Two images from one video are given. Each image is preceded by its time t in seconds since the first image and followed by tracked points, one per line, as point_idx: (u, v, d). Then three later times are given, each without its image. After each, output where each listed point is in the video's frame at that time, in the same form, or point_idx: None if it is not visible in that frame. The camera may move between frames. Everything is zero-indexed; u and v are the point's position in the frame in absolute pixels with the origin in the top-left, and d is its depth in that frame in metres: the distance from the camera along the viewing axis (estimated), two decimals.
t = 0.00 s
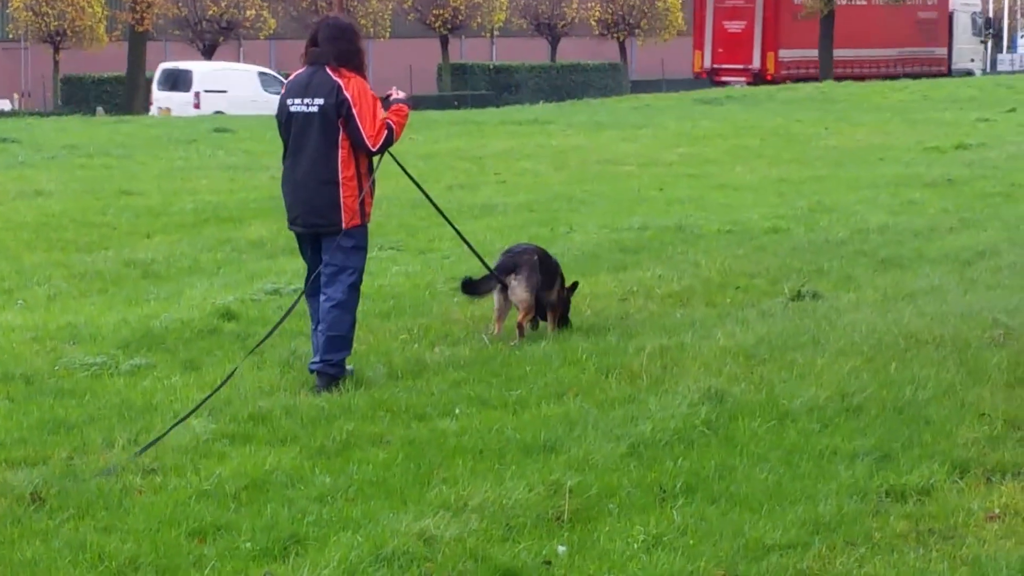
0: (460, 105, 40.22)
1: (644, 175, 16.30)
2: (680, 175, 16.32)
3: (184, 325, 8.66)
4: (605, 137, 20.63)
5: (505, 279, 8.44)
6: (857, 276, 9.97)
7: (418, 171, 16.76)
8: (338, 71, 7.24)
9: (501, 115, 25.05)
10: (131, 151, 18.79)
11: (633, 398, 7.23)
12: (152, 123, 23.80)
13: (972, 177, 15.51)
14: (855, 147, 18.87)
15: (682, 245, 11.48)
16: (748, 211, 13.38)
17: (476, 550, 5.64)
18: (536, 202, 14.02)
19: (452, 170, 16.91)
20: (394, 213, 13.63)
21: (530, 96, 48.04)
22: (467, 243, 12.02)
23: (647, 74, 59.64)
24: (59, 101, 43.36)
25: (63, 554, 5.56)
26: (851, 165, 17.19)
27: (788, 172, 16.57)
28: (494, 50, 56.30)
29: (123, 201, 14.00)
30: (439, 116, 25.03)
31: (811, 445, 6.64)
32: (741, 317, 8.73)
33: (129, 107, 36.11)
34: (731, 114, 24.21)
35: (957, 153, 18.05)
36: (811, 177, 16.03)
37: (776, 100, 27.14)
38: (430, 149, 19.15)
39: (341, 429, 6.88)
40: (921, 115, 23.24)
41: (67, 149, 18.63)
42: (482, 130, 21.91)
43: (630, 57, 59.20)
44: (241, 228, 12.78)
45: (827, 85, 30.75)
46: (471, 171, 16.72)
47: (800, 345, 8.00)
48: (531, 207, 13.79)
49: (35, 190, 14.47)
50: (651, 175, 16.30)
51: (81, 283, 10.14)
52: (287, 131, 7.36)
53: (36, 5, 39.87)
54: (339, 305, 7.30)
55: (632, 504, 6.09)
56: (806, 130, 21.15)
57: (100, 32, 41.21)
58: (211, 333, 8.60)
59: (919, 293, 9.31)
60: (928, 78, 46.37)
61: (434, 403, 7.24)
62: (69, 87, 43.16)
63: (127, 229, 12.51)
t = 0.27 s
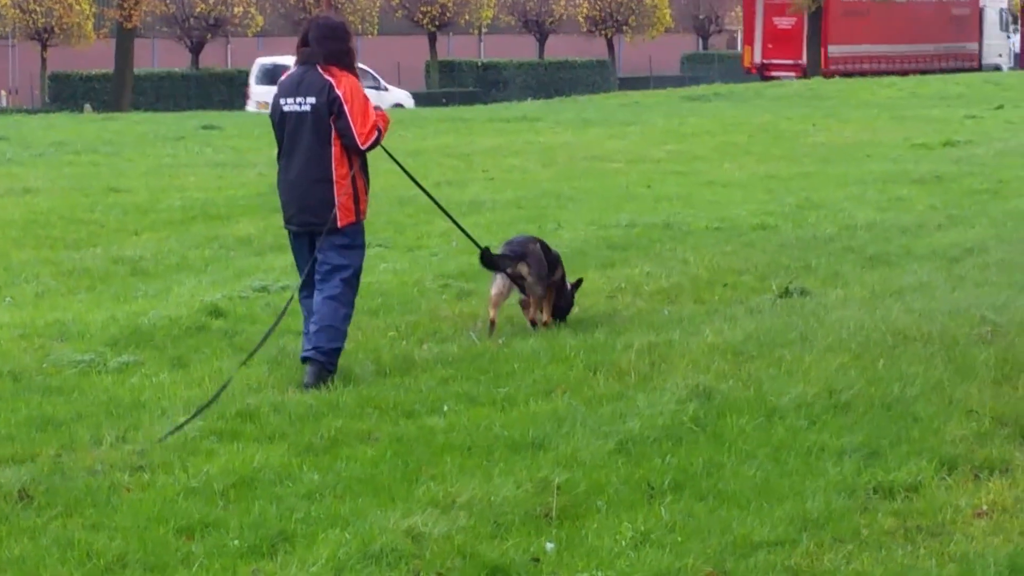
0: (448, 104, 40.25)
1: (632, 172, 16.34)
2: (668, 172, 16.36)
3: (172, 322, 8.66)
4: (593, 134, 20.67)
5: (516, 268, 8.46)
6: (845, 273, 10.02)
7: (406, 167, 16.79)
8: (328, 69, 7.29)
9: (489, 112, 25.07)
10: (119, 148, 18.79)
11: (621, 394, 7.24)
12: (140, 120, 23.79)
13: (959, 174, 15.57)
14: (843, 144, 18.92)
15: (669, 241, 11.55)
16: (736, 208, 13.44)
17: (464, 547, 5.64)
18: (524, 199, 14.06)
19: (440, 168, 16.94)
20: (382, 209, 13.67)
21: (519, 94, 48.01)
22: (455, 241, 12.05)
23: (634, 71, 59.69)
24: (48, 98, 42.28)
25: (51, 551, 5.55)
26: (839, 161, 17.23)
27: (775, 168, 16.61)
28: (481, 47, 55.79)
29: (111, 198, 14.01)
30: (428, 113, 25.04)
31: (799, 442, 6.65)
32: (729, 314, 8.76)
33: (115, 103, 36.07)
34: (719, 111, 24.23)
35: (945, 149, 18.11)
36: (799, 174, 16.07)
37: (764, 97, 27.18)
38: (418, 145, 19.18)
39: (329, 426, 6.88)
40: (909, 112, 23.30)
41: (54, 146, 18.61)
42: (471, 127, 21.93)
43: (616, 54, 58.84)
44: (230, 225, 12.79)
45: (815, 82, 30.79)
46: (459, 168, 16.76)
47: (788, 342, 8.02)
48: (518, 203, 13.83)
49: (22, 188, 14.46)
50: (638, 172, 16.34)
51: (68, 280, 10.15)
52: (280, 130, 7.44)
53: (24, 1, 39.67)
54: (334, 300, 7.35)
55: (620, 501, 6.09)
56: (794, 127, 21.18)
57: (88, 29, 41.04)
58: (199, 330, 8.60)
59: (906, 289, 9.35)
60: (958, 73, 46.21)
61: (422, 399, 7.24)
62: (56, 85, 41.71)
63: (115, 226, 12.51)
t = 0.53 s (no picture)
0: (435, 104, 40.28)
1: (620, 173, 16.37)
2: (656, 173, 16.39)
3: (160, 323, 8.69)
4: (581, 134, 20.68)
5: (506, 266, 8.64)
6: (834, 273, 10.09)
7: (395, 168, 16.81)
8: (324, 68, 7.35)
9: (478, 112, 25.07)
10: (107, 149, 18.80)
11: (609, 395, 7.25)
12: (128, 121, 23.78)
13: (948, 175, 15.60)
14: (831, 144, 18.93)
15: (658, 242, 11.62)
16: (725, 208, 13.48)
17: (452, 548, 5.63)
18: (512, 200, 14.09)
19: (428, 169, 16.98)
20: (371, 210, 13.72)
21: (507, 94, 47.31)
22: (443, 243, 12.10)
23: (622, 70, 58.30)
24: (36, 98, 41.86)
25: (39, 552, 5.55)
26: (828, 162, 17.25)
27: (764, 169, 16.63)
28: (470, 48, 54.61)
29: (99, 199, 14.03)
30: (416, 113, 25.03)
31: (787, 442, 6.66)
32: (717, 315, 8.79)
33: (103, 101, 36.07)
34: (707, 112, 24.22)
35: (934, 149, 18.12)
36: (787, 174, 16.10)
37: (753, 97, 27.15)
38: (406, 146, 19.20)
39: (317, 427, 6.88)
40: (898, 112, 23.29)
41: (42, 147, 18.61)
42: (459, 127, 21.97)
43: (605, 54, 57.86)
44: (218, 226, 12.83)
45: (804, 83, 30.74)
46: (447, 169, 16.78)
47: (776, 342, 8.04)
48: (507, 204, 13.86)
49: (10, 189, 14.47)
50: (627, 173, 16.37)
51: (56, 281, 10.17)
52: (276, 128, 7.48)
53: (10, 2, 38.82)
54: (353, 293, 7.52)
55: (608, 502, 6.10)
56: (783, 127, 21.17)
57: (76, 30, 40.19)
58: (187, 331, 8.63)
59: (892, 292, 9.39)
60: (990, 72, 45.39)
61: (410, 400, 7.25)
62: (44, 86, 41.21)
63: (102, 227, 12.54)
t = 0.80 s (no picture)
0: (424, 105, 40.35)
1: (608, 174, 16.41)
2: (643, 174, 16.43)
3: (148, 324, 8.71)
4: (569, 136, 20.72)
5: (505, 266, 8.86)
6: (822, 275, 10.22)
7: (384, 170, 16.86)
8: (332, 71, 7.39)
9: (466, 114, 25.11)
10: (96, 150, 18.86)
11: (598, 397, 7.25)
12: (115, 123, 23.82)
13: (936, 176, 15.69)
14: (818, 146, 18.99)
15: (647, 243, 11.74)
16: (712, 210, 13.58)
17: (440, 550, 5.62)
18: (500, 202, 14.16)
19: (416, 171, 17.04)
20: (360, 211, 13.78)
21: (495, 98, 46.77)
22: (431, 244, 12.15)
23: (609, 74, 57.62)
24: (24, 101, 41.80)
25: (26, 555, 5.54)
26: (816, 163, 17.31)
27: (753, 170, 16.68)
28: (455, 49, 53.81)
29: (86, 201, 14.06)
30: (404, 114, 25.07)
31: (775, 444, 6.66)
32: (705, 317, 8.85)
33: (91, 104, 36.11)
34: (694, 113, 24.26)
35: (921, 151, 18.18)
36: (774, 176, 16.16)
37: (740, 99, 27.17)
38: (395, 147, 19.25)
39: (305, 428, 6.88)
40: (886, 113, 23.35)
41: (30, 149, 18.64)
42: (448, 129, 22.00)
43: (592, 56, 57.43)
44: (205, 228, 12.87)
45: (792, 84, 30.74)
46: (435, 170, 16.82)
47: (765, 343, 8.08)
48: (495, 206, 13.93)
49: None
50: (614, 174, 16.41)
51: (44, 283, 10.21)
52: (280, 129, 7.46)
53: None
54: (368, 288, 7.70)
55: (597, 503, 6.09)
56: (771, 129, 21.19)
57: (64, 32, 39.99)
58: (175, 332, 8.66)
59: (879, 294, 9.44)
60: None
61: (399, 402, 7.25)
62: (31, 88, 41.09)
63: (90, 229, 12.57)
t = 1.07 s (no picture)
0: (416, 106, 40.37)
1: (596, 176, 16.51)
2: (632, 177, 16.53)
3: (138, 326, 8.75)
4: (557, 138, 20.82)
5: (505, 270, 8.83)
6: (810, 277, 10.42)
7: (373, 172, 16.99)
8: (350, 73, 7.45)
9: (456, 115, 25.20)
10: (86, 151, 18.93)
11: (587, 398, 7.27)
12: (105, 124, 23.90)
13: (924, 179, 15.81)
14: (807, 148, 19.09)
15: (636, 245, 11.91)
16: (702, 212, 13.73)
17: (429, 552, 5.60)
18: (490, 204, 14.26)
19: (406, 174, 17.13)
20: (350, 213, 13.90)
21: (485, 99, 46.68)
22: (421, 246, 12.22)
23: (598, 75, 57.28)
24: (13, 101, 41.75)
25: (15, 557, 5.52)
26: (805, 165, 17.41)
27: (741, 172, 16.79)
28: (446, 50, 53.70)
29: (76, 203, 14.12)
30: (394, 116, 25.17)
31: (764, 445, 6.66)
32: (694, 319, 8.95)
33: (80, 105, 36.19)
34: (683, 115, 24.35)
35: (910, 153, 18.29)
36: (763, 178, 16.28)
37: (729, 101, 27.27)
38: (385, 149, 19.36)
39: (295, 430, 6.88)
40: (874, 115, 23.46)
41: (19, 150, 18.70)
42: (438, 130, 22.08)
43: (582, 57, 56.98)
44: (194, 230, 12.94)
45: (780, 86, 30.85)
46: (424, 172, 16.91)
47: (753, 346, 8.14)
48: (484, 208, 14.03)
49: None
50: (603, 176, 16.51)
51: (34, 285, 10.26)
52: (296, 129, 7.49)
53: None
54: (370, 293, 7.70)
55: (586, 505, 6.07)
56: (759, 130, 21.28)
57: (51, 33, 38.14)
58: (164, 334, 8.69)
59: (866, 298, 9.52)
60: None
61: (388, 403, 7.26)
62: (20, 89, 41.07)
63: (80, 231, 12.63)
